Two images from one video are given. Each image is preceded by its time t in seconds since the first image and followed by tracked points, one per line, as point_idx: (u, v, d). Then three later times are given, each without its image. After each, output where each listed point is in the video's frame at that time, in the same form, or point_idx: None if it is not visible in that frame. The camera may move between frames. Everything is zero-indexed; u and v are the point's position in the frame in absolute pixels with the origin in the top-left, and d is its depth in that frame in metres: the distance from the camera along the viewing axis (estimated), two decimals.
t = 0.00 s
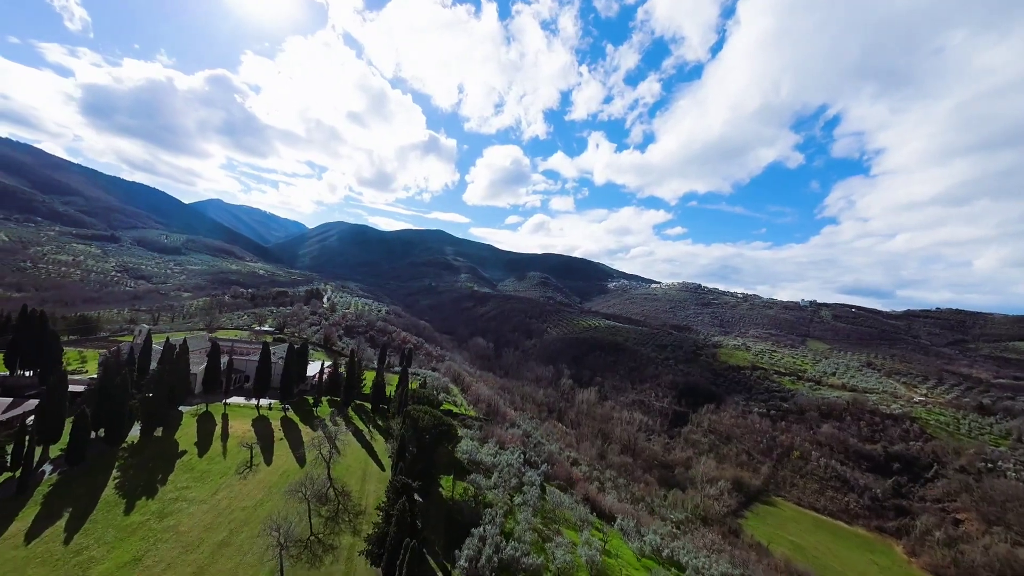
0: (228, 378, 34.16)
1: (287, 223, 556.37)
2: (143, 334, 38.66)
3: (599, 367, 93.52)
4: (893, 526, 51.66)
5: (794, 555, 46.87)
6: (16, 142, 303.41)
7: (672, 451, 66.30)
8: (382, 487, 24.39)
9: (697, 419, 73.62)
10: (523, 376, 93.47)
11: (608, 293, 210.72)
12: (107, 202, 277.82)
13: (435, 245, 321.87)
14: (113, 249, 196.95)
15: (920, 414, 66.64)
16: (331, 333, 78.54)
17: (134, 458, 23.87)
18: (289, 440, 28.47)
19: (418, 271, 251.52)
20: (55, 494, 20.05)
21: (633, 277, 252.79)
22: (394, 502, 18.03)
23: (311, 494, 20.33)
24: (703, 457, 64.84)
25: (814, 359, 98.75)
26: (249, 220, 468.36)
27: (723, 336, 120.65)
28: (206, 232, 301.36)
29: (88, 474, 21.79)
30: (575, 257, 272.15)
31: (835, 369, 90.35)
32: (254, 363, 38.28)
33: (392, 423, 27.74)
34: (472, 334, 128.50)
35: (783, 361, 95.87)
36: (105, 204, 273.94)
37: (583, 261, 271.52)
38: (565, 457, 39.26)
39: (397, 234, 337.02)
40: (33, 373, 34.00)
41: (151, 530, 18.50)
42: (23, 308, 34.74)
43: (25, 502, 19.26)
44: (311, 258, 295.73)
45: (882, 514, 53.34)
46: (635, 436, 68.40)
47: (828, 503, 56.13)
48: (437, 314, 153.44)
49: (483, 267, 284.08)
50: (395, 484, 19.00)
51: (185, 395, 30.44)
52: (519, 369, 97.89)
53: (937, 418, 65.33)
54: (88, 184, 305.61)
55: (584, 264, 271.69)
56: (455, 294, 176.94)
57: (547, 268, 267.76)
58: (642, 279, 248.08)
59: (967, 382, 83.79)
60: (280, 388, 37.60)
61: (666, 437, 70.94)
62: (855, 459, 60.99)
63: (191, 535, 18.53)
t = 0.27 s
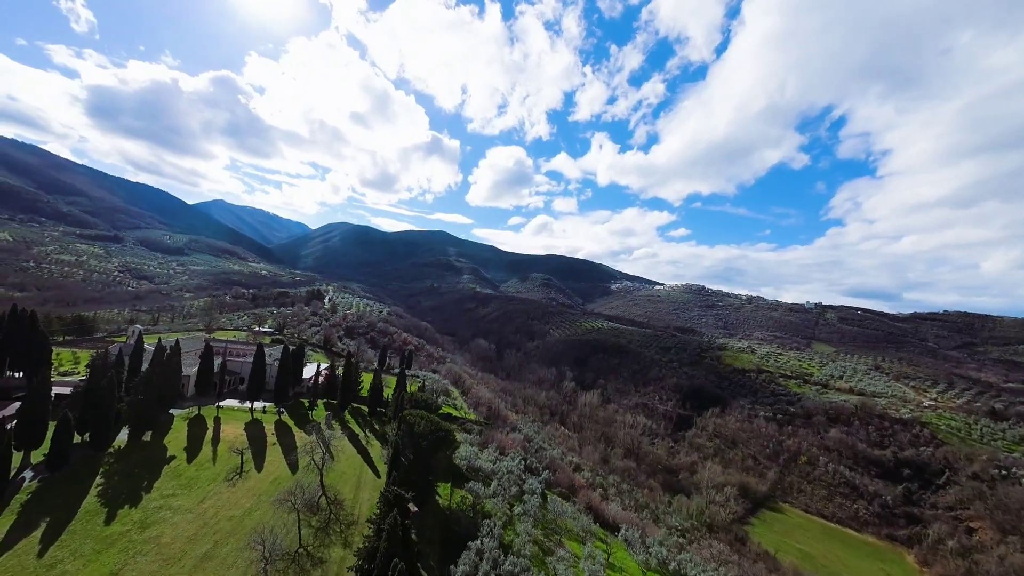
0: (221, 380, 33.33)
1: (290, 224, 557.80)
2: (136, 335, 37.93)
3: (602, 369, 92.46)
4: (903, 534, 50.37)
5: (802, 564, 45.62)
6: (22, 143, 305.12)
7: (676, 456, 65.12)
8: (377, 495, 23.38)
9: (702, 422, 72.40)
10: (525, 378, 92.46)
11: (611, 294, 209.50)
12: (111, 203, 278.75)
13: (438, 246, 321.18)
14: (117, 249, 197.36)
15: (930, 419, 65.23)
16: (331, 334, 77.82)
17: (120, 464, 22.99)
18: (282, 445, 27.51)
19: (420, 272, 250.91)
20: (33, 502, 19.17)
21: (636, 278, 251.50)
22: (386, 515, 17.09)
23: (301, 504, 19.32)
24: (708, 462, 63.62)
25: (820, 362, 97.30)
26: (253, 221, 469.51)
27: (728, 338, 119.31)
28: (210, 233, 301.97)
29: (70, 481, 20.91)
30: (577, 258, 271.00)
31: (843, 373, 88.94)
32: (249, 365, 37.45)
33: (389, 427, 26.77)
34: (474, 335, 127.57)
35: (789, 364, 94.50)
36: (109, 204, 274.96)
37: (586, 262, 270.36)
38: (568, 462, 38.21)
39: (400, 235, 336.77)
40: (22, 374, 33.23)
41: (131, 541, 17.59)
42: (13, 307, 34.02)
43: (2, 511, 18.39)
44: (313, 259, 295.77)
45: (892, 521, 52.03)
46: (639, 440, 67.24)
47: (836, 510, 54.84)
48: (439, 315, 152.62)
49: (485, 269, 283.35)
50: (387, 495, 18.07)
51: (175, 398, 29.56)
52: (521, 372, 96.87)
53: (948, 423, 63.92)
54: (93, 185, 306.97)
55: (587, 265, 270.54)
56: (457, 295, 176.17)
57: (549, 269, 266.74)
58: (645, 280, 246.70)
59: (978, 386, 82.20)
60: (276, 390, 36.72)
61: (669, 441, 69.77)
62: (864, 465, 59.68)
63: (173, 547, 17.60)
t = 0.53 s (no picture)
0: (215, 382, 32.54)
1: (293, 224, 558.48)
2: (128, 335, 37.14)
3: (605, 370, 91.47)
4: (913, 539, 49.21)
5: (811, 570, 44.55)
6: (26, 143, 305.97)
7: (680, 458, 64.05)
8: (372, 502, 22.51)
9: (706, 423, 71.34)
10: (527, 378, 91.52)
11: (614, 294, 208.32)
12: (114, 203, 279.08)
13: (440, 245, 320.47)
14: (119, 249, 197.39)
15: (940, 421, 63.97)
16: (331, 334, 77.06)
17: (105, 470, 22.14)
18: (276, 449, 26.62)
19: (422, 271, 250.19)
20: (12, 510, 18.38)
21: (639, 278, 250.19)
22: (378, 526, 16.25)
23: (292, 512, 18.42)
24: (713, 464, 62.53)
25: (826, 363, 95.98)
26: (255, 221, 470.00)
27: (731, 338, 118.08)
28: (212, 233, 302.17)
29: (52, 488, 20.06)
30: (580, 258, 269.79)
31: (849, 373, 87.64)
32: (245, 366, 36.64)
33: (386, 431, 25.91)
34: (476, 335, 126.70)
35: (795, 364, 93.23)
36: (112, 205, 275.40)
37: (589, 262, 269.10)
38: (570, 466, 37.21)
39: (402, 235, 336.29)
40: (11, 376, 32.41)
41: (112, 553, 16.77)
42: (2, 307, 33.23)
43: None
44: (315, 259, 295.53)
45: (902, 526, 50.90)
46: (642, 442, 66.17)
47: (844, 514, 53.71)
48: (441, 315, 151.83)
49: (487, 268, 282.55)
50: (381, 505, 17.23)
51: (166, 400, 28.74)
52: (523, 372, 95.90)
53: (958, 425, 62.63)
54: (96, 185, 307.56)
55: (589, 265, 269.36)
56: (459, 295, 175.39)
57: (552, 269, 265.72)
58: (648, 279, 245.31)
59: (987, 386, 80.81)
60: (272, 392, 35.92)
61: (673, 442, 68.69)
62: (872, 467, 58.51)
63: (156, 558, 16.75)
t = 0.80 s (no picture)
0: (209, 384, 31.76)
1: (295, 225, 559.33)
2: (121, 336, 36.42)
3: (608, 371, 90.47)
4: (924, 545, 48.04)
5: None
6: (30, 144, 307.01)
7: (685, 461, 62.94)
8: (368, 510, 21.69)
9: (711, 426, 70.21)
10: (529, 379, 90.55)
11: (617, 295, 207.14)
12: (117, 204, 279.64)
13: (442, 246, 319.89)
14: (122, 249, 197.51)
15: (950, 423, 62.69)
16: (331, 335, 76.28)
17: (91, 476, 21.36)
18: (269, 454, 25.79)
19: (424, 272, 249.61)
20: None
21: (642, 278, 248.90)
22: (370, 540, 15.42)
23: (282, 522, 17.58)
24: (718, 467, 61.41)
25: (832, 364, 94.69)
26: (258, 222, 470.76)
27: (736, 339, 116.84)
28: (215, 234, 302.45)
29: (33, 496, 19.29)
30: (582, 258, 268.69)
31: (857, 375, 86.28)
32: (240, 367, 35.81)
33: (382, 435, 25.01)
34: (477, 336, 125.86)
35: (801, 365, 91.97)
36: (116, 205, 275.88)
37: (591, 262, 267.91)
38: (573, 470, 36.23)
39: (404, 236, 335.91)
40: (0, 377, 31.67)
41: (93, 565, 16.00)
42: None
43: None
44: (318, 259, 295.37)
45: (912, 531, 49.72)
46: (646, 444, 65.06)
47: (854, 519, 52.54)
48: (443, 315, 151.08)
49: (489, 269, 281.87)
50: (374, 517, 16.40)
51: (158, 403, 27.96)
52: (525, 373, 94.94)
53: (969, 428, 61.34)
54: (100, 186, 308.26)
55: (591, 265, 268.24)
56: (461, 295, 174.68)
57: (554, 270, 264.71)
58: (651, 280, 244.00)
59: (997, 388, 79.38)
60: (268, 394, 35.08)
61: (678, 445, 67.62)
62: (882, 471, 57.28)
63: (138, 571, 15.95)
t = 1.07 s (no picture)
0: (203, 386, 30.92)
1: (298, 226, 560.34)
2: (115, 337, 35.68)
3: (611, 372, 89.47)
4: (936, 551, 46.90)
5: None
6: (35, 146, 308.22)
7: (690, 464, 61.86)
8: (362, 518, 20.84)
9: (716, 428, 69.09)
10: (532, 381, 89.61)
11: (619, 296, 205.99)
12: (121, 204, 280.39)
13: (444, 246, 319.40)
14: (125, 250, 197.68)
15: (961, 427, 61.44)
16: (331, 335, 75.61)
17: (75, 482, 20.53)
18: (262, 459, 24.91)
19: (426, 273, 249.05)
20: None
21: (645, 279, 247.58)
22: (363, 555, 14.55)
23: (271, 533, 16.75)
24: (724, 471, 60.29)
25: (838, 365, 93.41)
26: (261, 222, 471.75)
27: (740, 340, 115.60)
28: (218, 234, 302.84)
29: (14, 504, 18.50)
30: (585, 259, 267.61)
31: (864, 376, 85.01)
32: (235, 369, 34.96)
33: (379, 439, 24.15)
34: (479, 337, 125.03)
35: (807, 367, 90.75)
36: (119, 206, 276.59)
37: (594, 263, 266.80)
38: (576, 475, 35.27)
39: (406, 236, 335.63)
40: None
41: None
42: None
43: None
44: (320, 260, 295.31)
45: (924, 537, 48.52)
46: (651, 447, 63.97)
47: (863, 524, 51.37)
48: (445, 316, 150.37)
49: (492, 269, 281.20)
50: (368, 531, 15.56)
51: (149, 406, 27.17)
52: (527, 374, 93.99)
53: (980, 431, 60.11)
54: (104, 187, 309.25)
55: (594, 266, 267.14)
56: (462, 296, 174.05)
57: (556, 270, 263.76)
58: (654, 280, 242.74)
59: (1008, 391, 77.98)
60: (264, 396, 34.23)
61: (682, 448, 66.53)
62: (892, 475, 56.07)
63: None
